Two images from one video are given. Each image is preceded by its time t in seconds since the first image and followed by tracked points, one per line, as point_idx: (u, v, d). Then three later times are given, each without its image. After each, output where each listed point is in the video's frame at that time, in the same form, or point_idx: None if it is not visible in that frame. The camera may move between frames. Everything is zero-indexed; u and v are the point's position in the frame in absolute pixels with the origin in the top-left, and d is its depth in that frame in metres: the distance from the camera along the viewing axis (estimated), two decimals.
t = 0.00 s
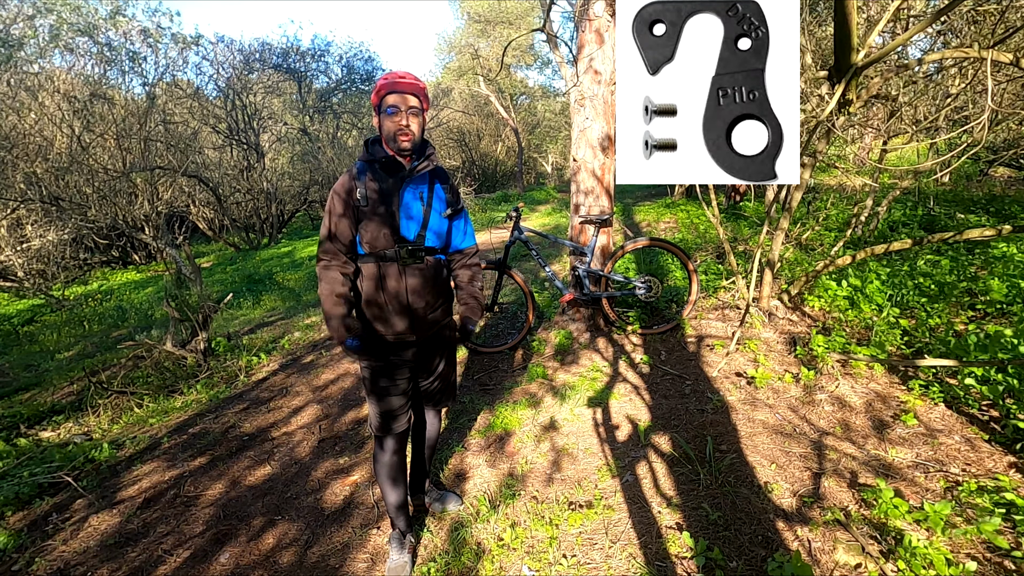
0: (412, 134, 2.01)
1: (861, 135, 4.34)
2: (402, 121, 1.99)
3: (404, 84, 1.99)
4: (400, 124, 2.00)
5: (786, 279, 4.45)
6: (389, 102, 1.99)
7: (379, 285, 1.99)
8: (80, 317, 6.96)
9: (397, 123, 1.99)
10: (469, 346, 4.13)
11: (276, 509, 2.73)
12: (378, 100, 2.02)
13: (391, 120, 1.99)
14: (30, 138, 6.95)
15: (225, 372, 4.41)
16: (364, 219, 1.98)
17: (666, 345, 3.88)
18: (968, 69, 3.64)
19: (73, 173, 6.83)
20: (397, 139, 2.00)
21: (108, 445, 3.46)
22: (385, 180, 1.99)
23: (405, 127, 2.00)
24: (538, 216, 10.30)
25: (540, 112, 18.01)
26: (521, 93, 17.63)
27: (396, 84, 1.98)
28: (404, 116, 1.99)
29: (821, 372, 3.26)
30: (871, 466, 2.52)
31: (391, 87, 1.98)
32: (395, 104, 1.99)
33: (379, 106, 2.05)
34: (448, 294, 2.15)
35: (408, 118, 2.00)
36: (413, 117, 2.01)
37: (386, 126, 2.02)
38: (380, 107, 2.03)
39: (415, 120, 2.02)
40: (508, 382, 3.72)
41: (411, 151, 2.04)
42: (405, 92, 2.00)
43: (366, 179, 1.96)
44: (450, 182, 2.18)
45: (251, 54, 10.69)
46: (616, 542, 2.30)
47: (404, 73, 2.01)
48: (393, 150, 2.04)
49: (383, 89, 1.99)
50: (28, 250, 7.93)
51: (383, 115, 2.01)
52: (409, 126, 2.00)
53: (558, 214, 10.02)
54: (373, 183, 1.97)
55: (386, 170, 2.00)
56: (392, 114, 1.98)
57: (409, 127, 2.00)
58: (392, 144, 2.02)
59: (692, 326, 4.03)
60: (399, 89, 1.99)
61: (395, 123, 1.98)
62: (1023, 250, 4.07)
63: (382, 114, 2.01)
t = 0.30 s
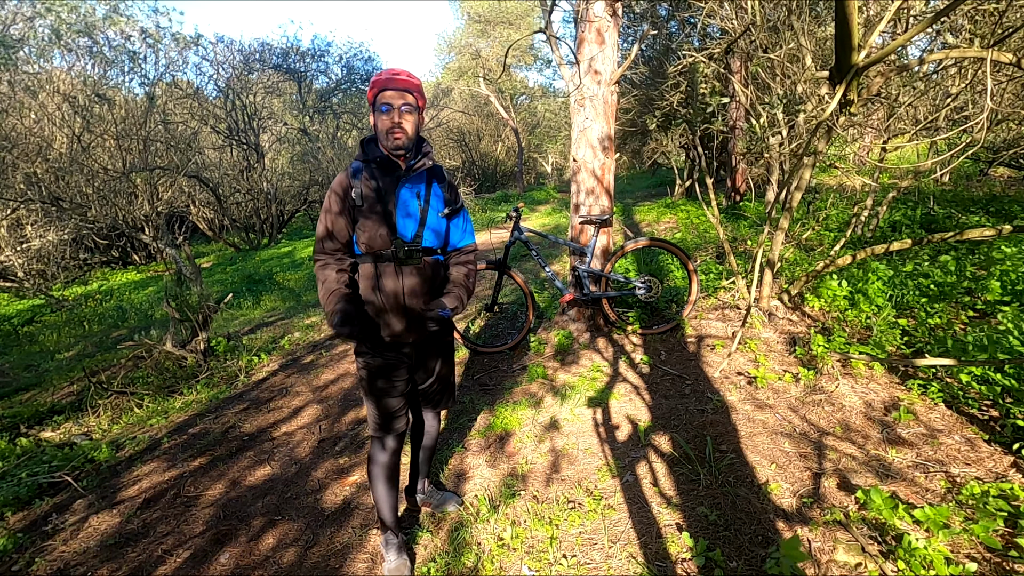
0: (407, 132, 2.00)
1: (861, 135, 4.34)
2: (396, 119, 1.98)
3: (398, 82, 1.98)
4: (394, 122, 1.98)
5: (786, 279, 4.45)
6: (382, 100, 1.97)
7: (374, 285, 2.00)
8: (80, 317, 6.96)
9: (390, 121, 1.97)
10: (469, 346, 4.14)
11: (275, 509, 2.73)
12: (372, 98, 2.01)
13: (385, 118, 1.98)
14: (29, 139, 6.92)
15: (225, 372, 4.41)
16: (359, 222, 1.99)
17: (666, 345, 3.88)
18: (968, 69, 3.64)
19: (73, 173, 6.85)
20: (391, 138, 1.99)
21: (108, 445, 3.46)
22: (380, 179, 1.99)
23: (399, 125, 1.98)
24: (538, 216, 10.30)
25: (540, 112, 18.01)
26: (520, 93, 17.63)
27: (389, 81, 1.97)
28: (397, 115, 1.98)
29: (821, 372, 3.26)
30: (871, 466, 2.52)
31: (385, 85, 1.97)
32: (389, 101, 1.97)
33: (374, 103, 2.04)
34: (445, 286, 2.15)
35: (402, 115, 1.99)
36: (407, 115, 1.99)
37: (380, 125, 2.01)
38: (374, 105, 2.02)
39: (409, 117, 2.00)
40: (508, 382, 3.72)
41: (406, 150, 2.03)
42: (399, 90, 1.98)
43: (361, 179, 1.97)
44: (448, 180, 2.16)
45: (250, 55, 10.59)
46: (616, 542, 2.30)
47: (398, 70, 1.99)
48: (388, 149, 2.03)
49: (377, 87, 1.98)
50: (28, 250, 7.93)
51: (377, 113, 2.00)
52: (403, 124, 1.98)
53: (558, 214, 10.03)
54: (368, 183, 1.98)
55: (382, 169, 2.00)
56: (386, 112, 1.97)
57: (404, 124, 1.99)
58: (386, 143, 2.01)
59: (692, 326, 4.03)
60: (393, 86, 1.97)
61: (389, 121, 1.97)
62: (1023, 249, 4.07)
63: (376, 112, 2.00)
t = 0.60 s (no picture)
0: (399, 129, 2.00)
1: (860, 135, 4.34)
2: (389, 115, 1.98)
3: (390, 77, 1.98)
4: (386, 118, 1.98)
5: (786, 279, 4.45)
6: (375, 97, 1.97)
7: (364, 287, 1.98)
8: (80, 317, 6.97)
9: (383, 117, 1.97)
10: (469, 347, 4.14)
11: (275, 509, 2.73)
12: (363, 95, 2.02)
13: (378, 115, 1.98)
14: (30, 138, 7.07)
15: (225, 372, 4.42)
16: (350, 221, 1.98)
17: (666, 345, 3.88)
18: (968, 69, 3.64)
19: (74, 173, 6.87)
20: (384, 135, 1.99)
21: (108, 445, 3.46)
22: (372, 177, 1.98)
23: (392, 122, 1.98)
24: (539, 216, 10.30)
25: (540, 112, 18.02)
26: (521, 93, 17.64)
27: (381, 77, 1.97)
28: (390, 111, 1.98)
29: (821, 372, 3.27)
30: (871, 466, 2.52)
31: (378, 81, 1.97)
32: (381, 97, 1.97)
33: (366, 100, 2.03)
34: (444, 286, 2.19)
35: (395, 111, 1.99)
36: (401, 112, 2.00)
37: (372, 122, 2.01)
38: (366, 101, 2.01)
39: (402, 114, 2.01)
40: (508, 382, 3.72)
41: (399, 147, 2.04)
42: (390, 85, 1.98)
43: (353, 176, 1.96)
44: (441, 180, 2.16)
45: (251, 55, 10.68)
46: (616, 541, 2.30)
47: (391, 67, 2.00)
48: (380, 147, 2.03)
49: (370, 83, 1.98)
50: (28, 250, 7.95)
51: (369, 109, 2.00)
52: (396, 121, 1.99)
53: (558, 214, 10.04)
54: (361, 181, 1.97)
55: (375, 167, 2.00)
56: (379, 108, 1.97)
57: (397, 122, 1.99)
58: (379, 140, 2.01)
59: (692, 326, 4.03)
60: (384, 82, 1.97)
61: (382, 118, 1.97)
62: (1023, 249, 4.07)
63: (368, 108, 2.00)
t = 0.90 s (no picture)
0: (387, 129, 1.99)
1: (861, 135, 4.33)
2: (376, 115, 1.96)
3: (377, 75, 1.95)
4: (374, 117, 1.96)
5: (786, 279, 4.45)
6: (361, 95, 1.94)
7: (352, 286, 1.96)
8: (80, 317, 6.97)
9: (371, 117, 1.95)
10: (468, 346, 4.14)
11: (275, 509, 2.73)
12: (348, 93, 1.98)
13: (364, 115, 1.95)
14: (31, 137, 7.15)
15: (225, 372, 4.42)
16: (337, 222, 1.92)
17: (666, 345, 3.88)
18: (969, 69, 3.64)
19: (73, 172, 6.90)
20: (371, 135, 1.97)
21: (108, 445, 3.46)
22: (360, 178, 1.96)
23: (380, 122, 1.96)
24: (539, 217, 10.29)
25: (540, 112, 18.02)
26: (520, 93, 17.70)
27: (367, 75, 1.94)
28: (377, 110, 1.95)
29: (821, 372, 3.27)
30: (871, 466, 2.51)
31: (364, 79, 1.93)
32: (368, 96, 1.94)
33: (351, 98, 1.99)
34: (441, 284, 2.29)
35: (383, 111, 1.97)
36: (388, 111, 1.98)
37: (359, 121, 1.98)
38: (351, 99, 1.97)
39: (390, 114, 1.99)
40: (508, 382, 3.72)
41: (387, 147, 2.02)
42: (377, 83, 1.95)
43: (340, 176, 1.94)
44: (428, 181, 2.15)
45: (250, 54, 10.44)
46: (616, 541, 2.30)
47: (377, 65, 1.97)
48: (367, 147, 2.00)
49: (355, 82, 1.95)
50: (28, 250, 7.96)
51: (355, 108, 1.96)
52: (384, 121, 1.97)
53: (558, 214, 10.04)
54: (348, 183, 1.95)
55: (363, 167, 1.98)
56: (365, 107, 1.94)
57: (385, 122, 1.98)
58: (366, 140, 1.99)
59: (692, 326, 4.03)
60: (370, 80, 1.94)
61: (369, 117, 1.95)
62: None
63: (354, 106, 1.96)
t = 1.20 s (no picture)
0: (378, 129, 1.96)
1: (861, 135, 4.33)
2: (367, 114, 1.92)
3: (367, 74, 1.91)
4: (365, 117, 1.92)
5: (786, 279, 4.45)
6: (352, 94, 1.90)
7: (345, 292, 1.91)
8: (80, 317, 6.97)
9: (362, 116, 1.92)
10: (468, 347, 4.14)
11: (275, 509, 2.74)
12: (335, 91, 1.93)
13: (355, 113, 1.91)
14: (31, 137, 7.14)
15: (225, 372, 4.42)
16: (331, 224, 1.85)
17: (666, 345, 3.88)
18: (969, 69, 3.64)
19: (73, 172, 6.91)
20: (363, 134, 1.93)
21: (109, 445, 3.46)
22: (353, 180, 1.93)
23: (371, 122, 1.93)
24: (539, 217, 10.28)
25: (540, 112, 18.02)
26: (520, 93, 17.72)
27: (357, 73, 1.90)
28: (369, 109, 1.92)
29: (821, 372, 3.27)
30: (871, 466, 2.52)
31: (355, 77, 1.90)
32: (358, 94, 1.90)
33: (339, 96, 1.94)
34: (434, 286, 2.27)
35: (374, 110, 1.94)
36: (379, 111, 1.95)
37: (349, 121, 1.94)
38: (340, 97, 1.93)
39: (380, 113, 1.96)
40: (508, 382, 3.72)
41: (379, 148, 1.98)
42: (368, 82, 1.92)
43: (333, 176, 1.89)
44: (417, 184, 2.16)
45: (250, 53, 10.29)
46: (616, 542, 2.30)
47: (366, 64, 1.93)
48: (357, 148, 1.97)
49: (345, 79, 1.90)
50: (28, 250, 7.97)
51: (346, 107, 1.92)
52: (375, 120, 1.94)
53: (558, 214, 10.04)
54: (341, 183, 1.90)
55: (355, 168, 1.94)
56: (357, 106, 1.90)
57: (376, 122, 1.95)
58: (356, 141, 1.95)
59: (692, 326, 4.04)
60: (360, 78, 1.90)
61: (361, 116, 1.91)
62: None
63: (344, 105, 1.92)
